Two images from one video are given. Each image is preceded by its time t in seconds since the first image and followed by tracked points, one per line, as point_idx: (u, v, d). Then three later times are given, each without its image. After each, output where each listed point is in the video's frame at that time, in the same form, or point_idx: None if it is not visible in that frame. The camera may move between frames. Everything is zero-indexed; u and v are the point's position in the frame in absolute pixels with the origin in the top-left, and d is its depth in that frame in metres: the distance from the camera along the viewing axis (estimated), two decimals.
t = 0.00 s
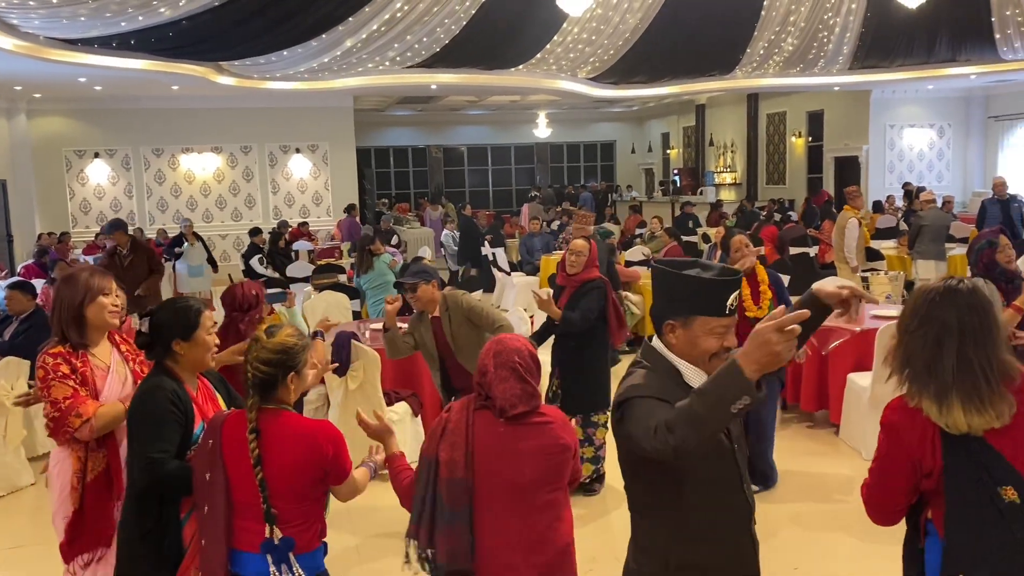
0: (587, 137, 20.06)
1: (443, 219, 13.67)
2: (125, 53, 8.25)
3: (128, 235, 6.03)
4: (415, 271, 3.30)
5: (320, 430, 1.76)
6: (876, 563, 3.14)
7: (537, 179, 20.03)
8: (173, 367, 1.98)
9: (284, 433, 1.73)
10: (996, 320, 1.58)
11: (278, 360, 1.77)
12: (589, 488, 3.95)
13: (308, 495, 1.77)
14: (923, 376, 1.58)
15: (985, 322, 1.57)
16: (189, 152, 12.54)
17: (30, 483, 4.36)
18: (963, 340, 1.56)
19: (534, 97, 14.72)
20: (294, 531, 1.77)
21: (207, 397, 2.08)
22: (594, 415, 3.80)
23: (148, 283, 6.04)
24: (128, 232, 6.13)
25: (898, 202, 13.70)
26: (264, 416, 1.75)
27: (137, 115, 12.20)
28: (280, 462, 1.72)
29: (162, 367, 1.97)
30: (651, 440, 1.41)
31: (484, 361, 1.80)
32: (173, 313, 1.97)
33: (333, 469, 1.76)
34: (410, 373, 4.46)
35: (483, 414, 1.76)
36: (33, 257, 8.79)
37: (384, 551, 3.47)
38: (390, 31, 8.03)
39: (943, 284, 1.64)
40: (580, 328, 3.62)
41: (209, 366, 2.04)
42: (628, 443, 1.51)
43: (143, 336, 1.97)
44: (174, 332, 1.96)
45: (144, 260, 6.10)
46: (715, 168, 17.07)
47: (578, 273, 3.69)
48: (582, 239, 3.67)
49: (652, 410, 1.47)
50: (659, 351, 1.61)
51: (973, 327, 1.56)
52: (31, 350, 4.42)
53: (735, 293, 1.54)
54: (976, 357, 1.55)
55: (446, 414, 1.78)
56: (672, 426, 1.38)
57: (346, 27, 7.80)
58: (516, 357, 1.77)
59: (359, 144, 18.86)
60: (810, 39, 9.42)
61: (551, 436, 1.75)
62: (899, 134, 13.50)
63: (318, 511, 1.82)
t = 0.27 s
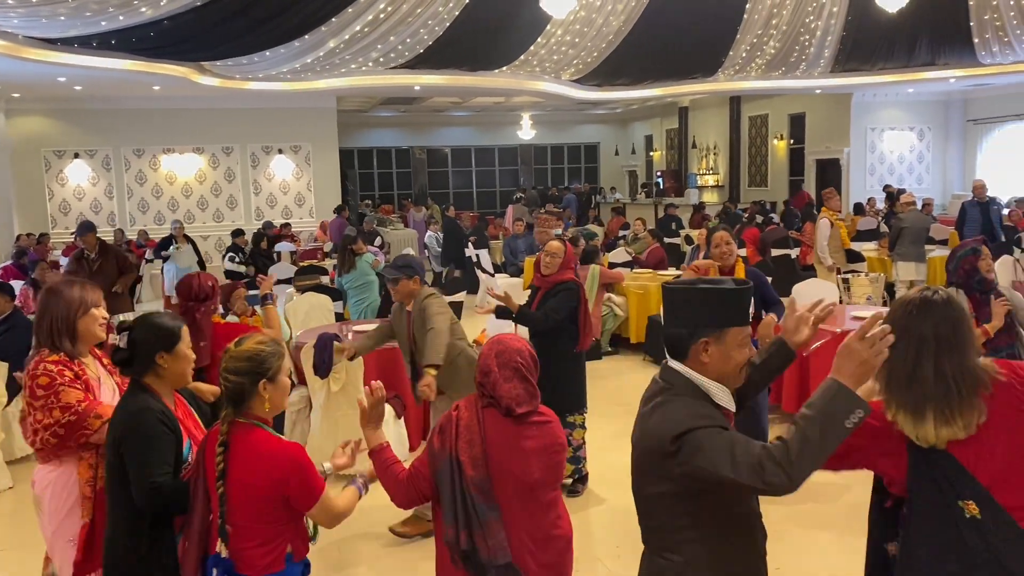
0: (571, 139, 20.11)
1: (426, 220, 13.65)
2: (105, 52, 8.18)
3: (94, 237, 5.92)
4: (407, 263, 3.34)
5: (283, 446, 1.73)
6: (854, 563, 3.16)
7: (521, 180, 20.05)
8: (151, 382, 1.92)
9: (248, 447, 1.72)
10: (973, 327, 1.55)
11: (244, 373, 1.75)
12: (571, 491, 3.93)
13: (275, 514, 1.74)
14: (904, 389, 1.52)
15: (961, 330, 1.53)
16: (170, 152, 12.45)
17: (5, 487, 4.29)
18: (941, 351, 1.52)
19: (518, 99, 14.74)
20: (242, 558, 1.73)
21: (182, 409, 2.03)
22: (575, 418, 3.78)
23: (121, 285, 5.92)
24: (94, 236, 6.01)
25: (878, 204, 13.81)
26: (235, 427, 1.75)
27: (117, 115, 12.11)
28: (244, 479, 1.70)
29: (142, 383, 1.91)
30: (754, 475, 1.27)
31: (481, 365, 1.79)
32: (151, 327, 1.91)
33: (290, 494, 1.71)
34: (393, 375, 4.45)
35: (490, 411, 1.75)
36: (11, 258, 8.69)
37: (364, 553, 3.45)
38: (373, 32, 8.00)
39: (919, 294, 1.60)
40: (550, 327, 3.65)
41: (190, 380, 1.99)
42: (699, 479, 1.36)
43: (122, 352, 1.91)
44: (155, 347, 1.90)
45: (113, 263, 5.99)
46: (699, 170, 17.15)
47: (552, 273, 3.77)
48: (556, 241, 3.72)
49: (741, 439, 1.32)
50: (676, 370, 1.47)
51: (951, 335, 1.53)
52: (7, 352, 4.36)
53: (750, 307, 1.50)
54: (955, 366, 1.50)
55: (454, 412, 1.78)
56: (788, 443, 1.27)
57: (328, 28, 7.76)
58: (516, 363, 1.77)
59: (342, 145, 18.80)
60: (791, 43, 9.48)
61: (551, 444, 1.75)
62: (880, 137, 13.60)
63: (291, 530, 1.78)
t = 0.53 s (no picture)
0: (554, 140, 20.12)
1: (409, 222, 13.62)
2: (85, 51, 8.10)
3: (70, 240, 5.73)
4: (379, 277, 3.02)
5: (241, 444, 1.71)
6: (834, 561, 3.19)
7: (505, 181, 20.04)
8: (130, 381, 1.84)
9: (231, 438, 1.73)
10: (927, 313, 1.70)
11: (234, 360, 1.79)
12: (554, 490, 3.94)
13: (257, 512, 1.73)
14: (864, 380, 1.74)
15: (908, 318, 1.70)
16: (151, 152, 12.35)
17: None
18: (885, 338, 1.72)
19: (501, 100, 14.73)
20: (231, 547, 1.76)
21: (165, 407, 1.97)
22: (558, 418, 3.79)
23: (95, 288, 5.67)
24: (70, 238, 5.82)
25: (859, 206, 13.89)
26: (232, 414, 1.77)
27: (97, 114, 12.00)
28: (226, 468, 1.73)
29: (119, 382, 1.83)
30: (838, 492, 1.43)
31: (453, 370, 1.74)
32: (122, 321, 1.86)
33: (242, 485, 1.70)
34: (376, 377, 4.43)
35: (460, 421, 1.71)
36: None
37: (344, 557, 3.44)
38: (356, 32, 7.96)
39: (873, 286, 1.79)
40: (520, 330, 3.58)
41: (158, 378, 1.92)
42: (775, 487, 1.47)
43: (97, 353, 1.80)
44: (135, 343, 1.84)
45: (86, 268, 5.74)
46: (681, 172, 17.21)
47: (519, 276, 3.78)
48: (520, 244, 3.75)
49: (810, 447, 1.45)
50: (700, 366, 1.56)
51: (893, 324, 1.71)
52: None
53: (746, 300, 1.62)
54: (897, 353, 1.70)
55: (423, 425, 1.74)
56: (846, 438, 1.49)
57: (310, 28, 7.72)
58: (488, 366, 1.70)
59: (325, 146, 18.72)
60: (773, 45, 9.52)
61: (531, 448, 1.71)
62: (861, 139, 13.69)
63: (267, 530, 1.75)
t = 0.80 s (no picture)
0: (538, 141, 20.15)
1: (393, 223, 13.61)
2: (66, 51, 8.04)
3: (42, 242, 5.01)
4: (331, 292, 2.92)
5: (219, 445, 1.76)
6: (813, 556, 3.26)
7: (489, 183, 20.04)
8: (98, 396, 1.79)
9: (218, 437, 1.78)
10: (893, 308, 1.85)
11: (235, 353, 1.87)
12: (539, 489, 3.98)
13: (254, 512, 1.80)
14: (834, 369, 1.90)
15: (877, 313, 1.84)
16: (132, 153, 12.27)
17: None
18: (855, 331, 1.86)
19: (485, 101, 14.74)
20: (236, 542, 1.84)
21: (134, 413, 1.94)
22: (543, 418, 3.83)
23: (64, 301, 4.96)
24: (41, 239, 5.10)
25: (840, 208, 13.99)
26: (231, 410, 1.85)
27: (78, 114, 11.91)
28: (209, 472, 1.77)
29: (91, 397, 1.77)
30: (822, 487, 1.69)
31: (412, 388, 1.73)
32: (94, 335, 1.80)
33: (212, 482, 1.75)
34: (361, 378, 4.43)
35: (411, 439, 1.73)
36: None
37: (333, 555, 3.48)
38: (339, 33, 7.94)
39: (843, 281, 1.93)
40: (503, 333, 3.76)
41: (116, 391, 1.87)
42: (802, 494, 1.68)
43: (68, 367, 1.74)
44: (108, 353, 1.80)
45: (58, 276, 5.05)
46: (665, 174, 17.28)
47: (494, 278, 3.86)
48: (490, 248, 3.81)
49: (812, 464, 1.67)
50: (698, 384, 1.69)
51: (863, 319, 1.86)
52: None
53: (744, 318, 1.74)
54: (866, 346, 1.85)
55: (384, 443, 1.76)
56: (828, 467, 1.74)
57: (293, 28, 7.70)
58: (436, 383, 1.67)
59: (308, 147, 18.66)
60: (755, 48, 9.58)
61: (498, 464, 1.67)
62: (842, 141, 13.80)
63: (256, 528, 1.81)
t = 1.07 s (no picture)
0: (522, 142, 20.17)
1: (376, 223, 13.57)
2: (45, 49, 7.95)
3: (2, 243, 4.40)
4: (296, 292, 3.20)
5: (194, 446, 1.79)
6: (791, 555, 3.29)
7: (473, 183, 20.01)
8: (59, 401, 1.81)
9: (200, 436, 1.81)
10: (865, 315, 1.87)
11: (225, 357, 1.89)
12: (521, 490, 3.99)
13: (225, 513, 1.79)
14: (808, 376, 1.93)
15: (848, 321, 1.87)
16: (113, 152, 12.16)
17: None
18: (827, 338, 1.89)
19: (469, 101, 14.71)
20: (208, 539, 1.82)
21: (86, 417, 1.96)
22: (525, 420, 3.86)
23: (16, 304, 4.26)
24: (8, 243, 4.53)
25: (823, 209, 14.07)
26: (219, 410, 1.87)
27: (58, 113, 11.77)
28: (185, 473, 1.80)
29: (50, 405, 1.78)
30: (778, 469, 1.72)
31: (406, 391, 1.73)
32: (50, 345, 1.82)
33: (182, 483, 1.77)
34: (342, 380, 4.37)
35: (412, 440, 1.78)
36: None
37: (314, 556, 3.48)
38: (322, 32, 7.90)
39: (818, 290, 1.95)
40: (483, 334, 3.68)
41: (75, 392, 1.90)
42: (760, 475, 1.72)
43: (25, 377, 1.75)
44: (65, 361, 1.82)
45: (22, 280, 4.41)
46: (648, 174, 17.33)
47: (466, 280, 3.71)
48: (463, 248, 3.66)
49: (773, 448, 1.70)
50: (677, 371, 1.68)
51: (835, 326, 1.88)
52: None
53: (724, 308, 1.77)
54: (836, 353, 1.88)
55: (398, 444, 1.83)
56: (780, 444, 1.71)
57: (277, 27, 7.65)
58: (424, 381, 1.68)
59: (290, 146, 18.56)
60: (738, 49, 9.61)
61: (499, 462, 1.62)
62: (824, 143, 13.88)
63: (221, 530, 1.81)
